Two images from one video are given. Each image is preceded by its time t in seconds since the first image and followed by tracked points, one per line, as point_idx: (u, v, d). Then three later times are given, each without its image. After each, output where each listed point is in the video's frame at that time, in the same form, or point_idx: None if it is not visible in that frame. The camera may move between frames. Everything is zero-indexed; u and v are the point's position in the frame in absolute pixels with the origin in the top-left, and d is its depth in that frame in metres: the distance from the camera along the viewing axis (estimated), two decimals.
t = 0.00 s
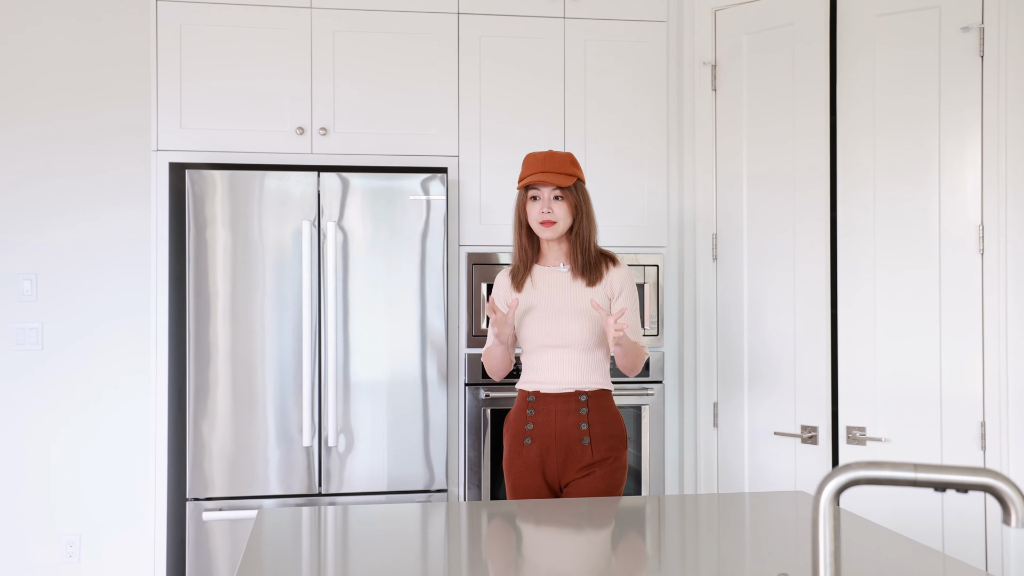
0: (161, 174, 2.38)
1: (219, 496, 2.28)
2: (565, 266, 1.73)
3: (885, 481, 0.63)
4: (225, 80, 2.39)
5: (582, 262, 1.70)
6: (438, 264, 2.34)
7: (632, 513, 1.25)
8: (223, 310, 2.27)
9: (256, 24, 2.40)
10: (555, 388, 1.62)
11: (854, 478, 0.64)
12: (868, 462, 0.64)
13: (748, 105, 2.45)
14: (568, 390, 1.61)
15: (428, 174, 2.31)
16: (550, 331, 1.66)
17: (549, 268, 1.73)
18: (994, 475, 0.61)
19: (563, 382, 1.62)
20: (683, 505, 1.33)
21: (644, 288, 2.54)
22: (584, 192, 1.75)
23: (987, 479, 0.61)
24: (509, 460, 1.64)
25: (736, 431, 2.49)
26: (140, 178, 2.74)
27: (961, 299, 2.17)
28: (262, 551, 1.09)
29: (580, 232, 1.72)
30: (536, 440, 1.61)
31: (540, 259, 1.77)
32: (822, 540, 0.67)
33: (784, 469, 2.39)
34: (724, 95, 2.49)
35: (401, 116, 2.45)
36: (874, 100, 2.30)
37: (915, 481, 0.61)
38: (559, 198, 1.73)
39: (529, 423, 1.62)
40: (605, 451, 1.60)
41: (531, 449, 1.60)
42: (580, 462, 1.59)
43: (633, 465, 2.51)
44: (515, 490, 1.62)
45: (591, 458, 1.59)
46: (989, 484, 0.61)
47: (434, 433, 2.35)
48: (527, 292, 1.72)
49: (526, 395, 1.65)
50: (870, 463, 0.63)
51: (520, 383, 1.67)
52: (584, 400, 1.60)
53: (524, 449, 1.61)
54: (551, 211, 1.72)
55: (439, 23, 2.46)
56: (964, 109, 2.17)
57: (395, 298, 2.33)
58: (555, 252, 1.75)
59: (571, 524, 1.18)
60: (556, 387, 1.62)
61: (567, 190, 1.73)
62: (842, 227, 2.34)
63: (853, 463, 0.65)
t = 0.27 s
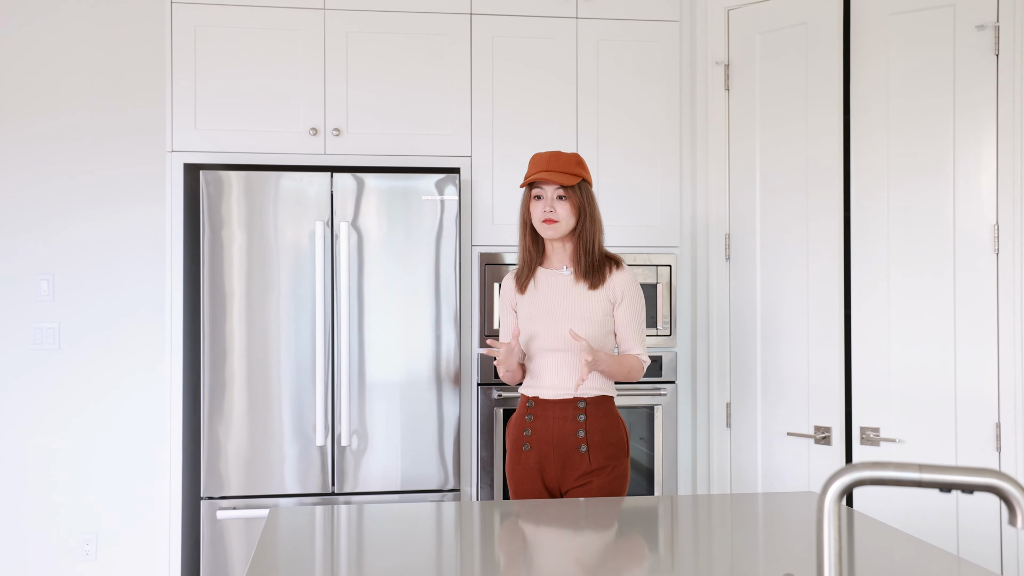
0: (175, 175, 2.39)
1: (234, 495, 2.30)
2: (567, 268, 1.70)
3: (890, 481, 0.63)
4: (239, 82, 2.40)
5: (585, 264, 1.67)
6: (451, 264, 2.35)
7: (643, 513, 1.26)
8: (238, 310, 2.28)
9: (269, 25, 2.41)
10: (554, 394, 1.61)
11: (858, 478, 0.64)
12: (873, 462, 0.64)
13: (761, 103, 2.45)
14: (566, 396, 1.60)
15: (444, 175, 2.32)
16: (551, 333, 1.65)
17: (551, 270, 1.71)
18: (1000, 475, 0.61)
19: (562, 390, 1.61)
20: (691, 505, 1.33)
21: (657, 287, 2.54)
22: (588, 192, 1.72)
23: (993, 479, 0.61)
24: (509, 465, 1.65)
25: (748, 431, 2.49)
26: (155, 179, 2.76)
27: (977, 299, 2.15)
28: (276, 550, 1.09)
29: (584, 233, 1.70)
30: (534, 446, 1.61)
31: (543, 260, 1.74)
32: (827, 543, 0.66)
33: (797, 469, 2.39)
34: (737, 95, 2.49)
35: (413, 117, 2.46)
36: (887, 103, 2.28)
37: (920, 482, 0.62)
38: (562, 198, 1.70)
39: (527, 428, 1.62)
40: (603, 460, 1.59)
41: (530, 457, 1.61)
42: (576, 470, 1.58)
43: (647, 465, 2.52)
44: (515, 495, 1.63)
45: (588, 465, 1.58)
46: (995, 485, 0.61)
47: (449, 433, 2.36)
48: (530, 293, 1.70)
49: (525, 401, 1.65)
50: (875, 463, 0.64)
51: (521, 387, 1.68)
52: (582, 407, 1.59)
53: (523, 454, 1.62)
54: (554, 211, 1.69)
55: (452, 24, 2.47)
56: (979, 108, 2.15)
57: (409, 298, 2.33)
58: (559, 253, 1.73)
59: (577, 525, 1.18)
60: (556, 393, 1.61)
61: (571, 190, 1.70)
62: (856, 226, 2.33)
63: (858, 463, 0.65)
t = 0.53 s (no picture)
0: (188, 176, 2.41)
1: (247, 494, 2.31)
2: (568, 267, 1.65)
3: (895, 483, 0.62)
4: (251, 83, 2.41)
5: (587, 262, 1.62)
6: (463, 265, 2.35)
7: (655, 513, 1.26)
8: (253, 311, 2.29)
9: (282, 27, 2.42)
10: (550, 397, 1.56)
11: (863, 480, 0.63)
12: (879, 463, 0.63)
13: (773, 103, 2.44)
14: (563, 399, 1.55)
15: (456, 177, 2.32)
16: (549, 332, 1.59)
17: (551, 268, 1.66)
18: (1006, 477, 0.60)
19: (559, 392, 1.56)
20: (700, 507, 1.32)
21: (669, 288, 2.55)
22: (595, 189, 1.68)
23: (998, 481, 0.60)
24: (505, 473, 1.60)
25: (760, 432, 2.48)
26: (168, 180, 2.78)
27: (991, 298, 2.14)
28: (289, 551, 1.09)
29: (589, 231, 1.65)
30: (531, 452, 1.56)
31: (544, 257, 1.69)
32: (831, 545, 0.66)
33: (808, 470, 2.38)
34: (748, 95, 2.49)
35: (424, 118, 2.47)
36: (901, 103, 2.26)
37: (925, 484, 0.60)
38: (569, 194, 1.66)
39: (523, 434, 1.57)
40: (602, 464, 1.54)
41: (527, 463, 1.55)
42: (575, 475, 1.54)
43: (659, 465, 2.54)
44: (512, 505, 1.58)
45: (586, 470, 1.53)
46: (1001, 487, 0.60)
47: (461, 433, 2.36)
48: (529, 291, 1.65)
49: (521, 406, 1.60)
50: (878, 465, 0.62)
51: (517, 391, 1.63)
52: (579, 410, 1.55)
53: (519, 460, 1.57)
54: (560, 207, 1.64)
55: (464, 25, 2.48)
56: (992, 108, 2.14)
57: (422, 298, 2.34)
58: (560, 250, 1.67)
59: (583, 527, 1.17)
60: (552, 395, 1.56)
61: (578, 186, 1.66)
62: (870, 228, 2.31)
63: (864, 464, 0.64)
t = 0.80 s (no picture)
0: (199, 177, 2.42)
1: (259, 494, 2.31)
2: (571, 269, 1.63)
3: (902, 484, 0.62)
4: (262, 83, 2.42)
5: (593, 265, 1.60)
6: (473, 265, 2.35)
7: (663, 513, 1.26)
8: (264, 311, 2.30)
9: (292, 28, 2.43)
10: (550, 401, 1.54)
11: (870, 481, 0.63)
12: (886, 464, 0.63)
13: (784, 102, 2.44)
14: (563, 404, 1.53)
15: (468, 178, 2.32)
16: (550, 335, 1.57)
17: (554, 270, 1.64)
18: (1011, 479, 0.61)
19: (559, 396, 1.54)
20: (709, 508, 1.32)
21: (679, 288, 2.56)
22: (604, 190, 1.65)
23: (1004, 482, 0.61)
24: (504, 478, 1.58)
25: (771, 434, 2.48)
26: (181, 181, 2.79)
27: (1003, 299, 2.12)
28: (299, 551, 1.08)
29: (597, 232, 1.63)
30: (530, 457, 1.54)
31: (548, 257, 1.66)
32: (838, 543, 0.65)
33: (819, 470, 2.38)
34: (759, 95, 2.49)
35: (434, 118, 2.47)
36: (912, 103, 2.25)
37: (933, 485, 0.60)
38: (578, 193, 1.63)
39: (521, 438, 1.55)
40: (602, 469, 1.52)
41: (526, 468, 1.53)
42: (574, 481, 1.51)
43: (668, 466, 2.54)
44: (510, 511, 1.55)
45: (586, 475, 1.51)
46: (1007, 488, 0.60)
47: (471, 433, 2.36)
48: (532, 291, 1.63)
49: (520, 410, 1.57)
50: (886, 466, 0.63)
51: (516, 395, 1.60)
52: (579, 414, 1.53)
53: (519, 466, 1.55)
54: (569, 206, 1.61)
55: (474, 25, 2.48)
56: (1005, 106, 2.11)
57: (432, 299, 2.34)
58: (565, 251, 1.65)
59: (588, 527, 1.17)
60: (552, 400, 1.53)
61: (589, 185, 1.63)
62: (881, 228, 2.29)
63: (870, 466, 0.64)
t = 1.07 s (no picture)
0: (209, 177, 2.42)
1: (269, 494, 2.32)
2: (575, 264, 1.62)
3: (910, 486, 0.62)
4: (271, 85, 2.43)
5: (596, 258, 1.60)
6: (482, 266, 2.35)
7: (669, 514, 1.26)
8: (274, 311, 2.31)
9: (302, 29, 2.44)
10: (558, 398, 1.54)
11: (878, 482, 0.63)
12: (892, 466, 0.63)
13: (793, 102, 2.44)
14: (572, 402, 1.53)
15: (477, 179, 2.33)
16: (556, 332, 1.57)
17: (558, 267, 1.63)
18: (1015, 480, 0.62)
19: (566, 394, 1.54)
20: (714, 509, 1.31)
21: (687, 289, 2.57)
22: (600, 181, 1.65)
23: (1010, 484, 0.62)
24: (504, 471, 1.56)
25: (780, 434, 2.47)
26: (192, 181, 2.81)
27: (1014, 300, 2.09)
28: (309, 551, 1.08)
29: (597, 224, 1.62)
30: (533, 452, 1.53)
31: (550, 254, 1.66)
32: (844, 551, 0.64)
33: (828, 470, 2.37)
34: (768, 94, 2.49)
35: (443, 119, 2.48)
36: (922, 104, 2.23)
37: (943, 486, 0.60)
38: (576, 187, 1.63)
39: (526, 433, 1.54)
40: (608, 472, 1.52)
41: (530, 463, 1.53)
42: (578, 480, 1.51)
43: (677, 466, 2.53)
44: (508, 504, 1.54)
45: (591, 476, 1.51)
46: (1013, 489, 0.61)
47: (480, 434, 2.36)
48: (537, 290, 1.62)
49: (526, 404, 1.57)
50: (892, 468, 0.63)
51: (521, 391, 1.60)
52: (588, 413, 1.53)
53: (520, 460, 1.54)
54: (568, 201, 1.60)
55: (483, 26, 2.49)
56: (1016, 104, 2.09)
57: (441, 299, 2.34)
58: (567, 246, 1.65)
59: (593, 529, 1.16)
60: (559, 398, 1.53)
61: (585, 178, 1.63)
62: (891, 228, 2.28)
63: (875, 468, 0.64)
